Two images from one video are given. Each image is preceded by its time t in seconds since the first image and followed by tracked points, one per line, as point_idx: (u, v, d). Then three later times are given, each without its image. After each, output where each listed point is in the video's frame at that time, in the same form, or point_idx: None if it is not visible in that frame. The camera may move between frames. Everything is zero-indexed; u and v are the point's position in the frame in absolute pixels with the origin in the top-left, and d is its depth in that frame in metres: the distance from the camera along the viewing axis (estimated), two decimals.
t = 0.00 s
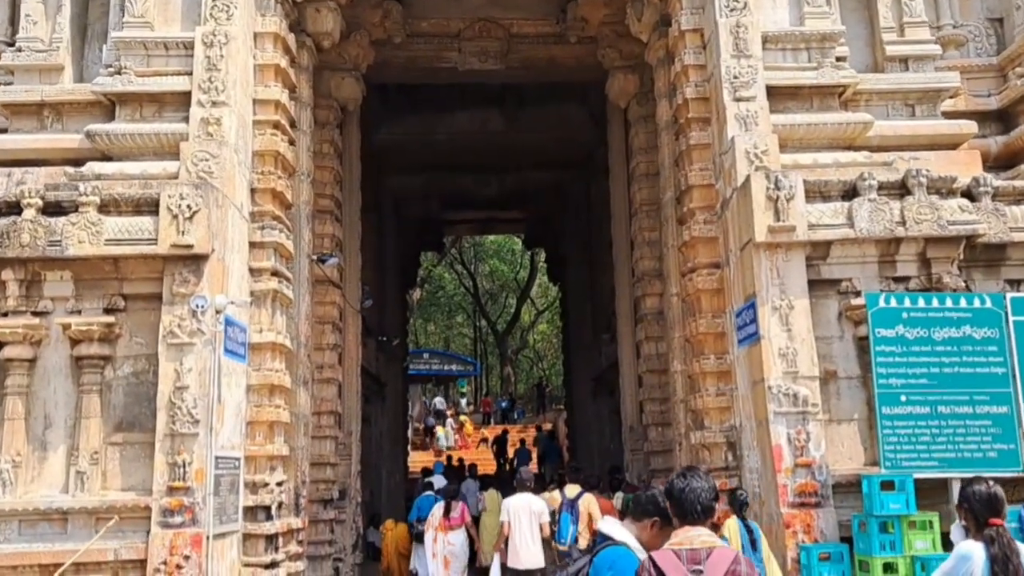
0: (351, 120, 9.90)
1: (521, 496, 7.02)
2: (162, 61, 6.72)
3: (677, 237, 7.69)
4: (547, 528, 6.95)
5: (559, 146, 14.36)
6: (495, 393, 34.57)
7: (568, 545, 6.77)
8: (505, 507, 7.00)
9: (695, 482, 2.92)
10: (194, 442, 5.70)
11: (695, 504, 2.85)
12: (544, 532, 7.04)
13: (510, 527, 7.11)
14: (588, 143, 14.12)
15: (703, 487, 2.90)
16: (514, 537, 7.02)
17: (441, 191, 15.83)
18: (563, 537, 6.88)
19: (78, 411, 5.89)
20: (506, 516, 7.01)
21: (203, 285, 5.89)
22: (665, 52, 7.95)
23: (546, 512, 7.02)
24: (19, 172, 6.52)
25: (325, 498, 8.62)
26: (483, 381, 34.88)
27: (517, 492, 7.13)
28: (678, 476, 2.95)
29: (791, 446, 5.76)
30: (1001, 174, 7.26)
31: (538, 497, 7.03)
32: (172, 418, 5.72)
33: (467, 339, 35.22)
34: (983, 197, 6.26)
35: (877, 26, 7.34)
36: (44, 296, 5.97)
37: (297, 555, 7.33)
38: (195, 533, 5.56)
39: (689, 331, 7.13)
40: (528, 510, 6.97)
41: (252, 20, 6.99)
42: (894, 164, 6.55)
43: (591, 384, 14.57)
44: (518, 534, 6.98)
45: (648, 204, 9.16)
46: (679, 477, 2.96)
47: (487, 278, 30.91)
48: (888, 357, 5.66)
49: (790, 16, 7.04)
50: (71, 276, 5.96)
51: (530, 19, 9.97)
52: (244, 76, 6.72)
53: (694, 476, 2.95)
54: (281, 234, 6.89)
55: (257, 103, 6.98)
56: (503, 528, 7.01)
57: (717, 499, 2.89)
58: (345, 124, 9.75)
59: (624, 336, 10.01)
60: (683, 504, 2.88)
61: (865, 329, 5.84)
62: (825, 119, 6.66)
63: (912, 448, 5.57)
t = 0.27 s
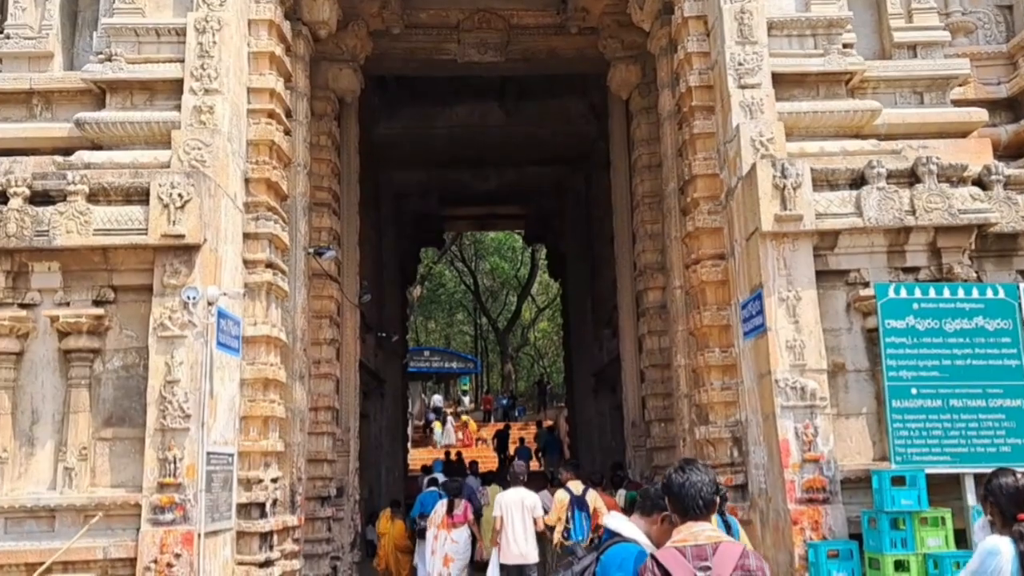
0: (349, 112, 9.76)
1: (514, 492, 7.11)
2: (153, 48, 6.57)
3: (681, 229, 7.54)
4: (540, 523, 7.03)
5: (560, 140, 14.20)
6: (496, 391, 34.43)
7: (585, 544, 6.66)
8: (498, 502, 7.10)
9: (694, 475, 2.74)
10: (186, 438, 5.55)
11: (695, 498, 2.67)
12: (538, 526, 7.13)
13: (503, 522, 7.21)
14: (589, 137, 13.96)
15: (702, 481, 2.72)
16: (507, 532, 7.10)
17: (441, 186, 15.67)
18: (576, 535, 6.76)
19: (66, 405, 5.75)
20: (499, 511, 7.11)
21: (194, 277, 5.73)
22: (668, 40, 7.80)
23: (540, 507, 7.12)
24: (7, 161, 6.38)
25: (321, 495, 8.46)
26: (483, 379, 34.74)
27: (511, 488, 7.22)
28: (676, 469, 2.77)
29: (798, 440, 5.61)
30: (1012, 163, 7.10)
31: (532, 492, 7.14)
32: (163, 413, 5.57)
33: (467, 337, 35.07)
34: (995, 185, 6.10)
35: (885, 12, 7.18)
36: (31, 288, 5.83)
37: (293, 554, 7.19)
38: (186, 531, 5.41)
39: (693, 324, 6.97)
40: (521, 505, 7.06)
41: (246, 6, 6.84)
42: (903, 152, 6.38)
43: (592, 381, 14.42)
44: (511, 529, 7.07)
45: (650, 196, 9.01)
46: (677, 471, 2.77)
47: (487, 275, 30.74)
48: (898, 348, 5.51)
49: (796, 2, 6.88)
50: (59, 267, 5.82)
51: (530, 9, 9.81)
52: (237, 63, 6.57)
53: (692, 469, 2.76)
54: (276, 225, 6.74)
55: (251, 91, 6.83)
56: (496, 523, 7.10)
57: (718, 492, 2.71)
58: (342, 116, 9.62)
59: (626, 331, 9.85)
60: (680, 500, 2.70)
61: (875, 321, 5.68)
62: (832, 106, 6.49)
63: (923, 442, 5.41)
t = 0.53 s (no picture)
0: (356, 105, 9.58)
1: (517, 495, 6.98)
2: (153, 36, 6.40)
3: (698, 223, 7.32)
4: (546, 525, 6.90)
5: (571, 134, 13.99)
6: (506, 390, 34.23)
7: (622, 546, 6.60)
8: (502, 505, 6.95)
9: (715, 484, 2.52)
10: (185, 437, 5.36)
11: (716, 509, 2.45)
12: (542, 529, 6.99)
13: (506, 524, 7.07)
14: (600, 131, 13.74)
15: (725, 490, 2.50)
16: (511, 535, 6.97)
17: (450, 182, 15.47)
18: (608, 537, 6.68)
19: (62, 403, 5.58)
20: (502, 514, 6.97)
21: (193, 271, 5.55)
22: (683, 29, 7.59)
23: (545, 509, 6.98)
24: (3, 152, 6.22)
25: (327, 496, 8.27)
26: (493, 378, 34.54)
27: (514, 491, 7.10)
28: (695, 479, 2.55)
29: (821, 442, 5.39)
30: None
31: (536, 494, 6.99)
32: (161, 411, 5.38)
33: (478, 336, 34.89)
34: None
35: None
36: (26, 283, 5.66)
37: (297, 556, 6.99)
38: (185, 534, 5.21)
39: (710, 322, 6.75)
40: (526, 508, 6.92)
41: None
42: (929, 142, 6.13)
43: (604, 379, 14.20)
44: (514, 531, 6.93)
45: (665, 190, 8.79)
46: (695, 480, 2.56)
47: (498, 273, 30.55)
48: (925, 346, 5.28)
49: None
50: (54, 261, 5.65)
51: None
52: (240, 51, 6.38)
53: (713, 477, 2.54)
54: (279, 218, 6.55)
55: (253, 81, 6.64)
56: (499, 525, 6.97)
57: (741, 502, 2.49)
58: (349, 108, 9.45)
59: (639, 328, 9.63)
60: (700, 511, 2.49)
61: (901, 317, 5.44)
62: (855, 94, 6.25)
63: (951, 444, 5.18)
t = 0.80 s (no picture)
0: (357, 94, 9.41)
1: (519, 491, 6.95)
2: (148, 20, 6.24)
3: (707, 214, 7.15)
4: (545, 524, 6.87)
5: (575, 127, 13.82)
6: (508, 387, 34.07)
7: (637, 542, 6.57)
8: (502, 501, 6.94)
9: (749, 478, 2.39)
10: (179, 431, 5.20)
11: (751, 505, 2.32)
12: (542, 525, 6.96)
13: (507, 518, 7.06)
14: (605, 124, 13.57)
15: (760, 485, 2.36)
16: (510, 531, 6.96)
17: (453, 176, 15.30)
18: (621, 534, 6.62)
19: (53, 396, 5.42)
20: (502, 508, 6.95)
21: (188, 260, 5.38)
22: (692, 15, 7.42)
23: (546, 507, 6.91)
24: None
25: (327, 492, 8.11)
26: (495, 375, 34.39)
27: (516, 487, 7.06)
28: (728, 471, 2.42)
29: (836, 437, 5.22)
30: None
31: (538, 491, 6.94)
32: (155, 404, 5.22)
33: (480, 332, 34.71)
34: None
35: None
36: (17, 272, 5.50)
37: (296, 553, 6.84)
38: (180, 530, 5.05)
39: (719, 314, 6.58)
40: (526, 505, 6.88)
41: None
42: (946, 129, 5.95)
43: (608, 375, 14.04)
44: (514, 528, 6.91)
45: (672, 181, 8.63)
46: (728, 473, 2.42)
47: (500, 270, 30.35)
48: (945, 338, 5.09)
49: None
50: (46, 249, 5.49)
51: None
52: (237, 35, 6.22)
53: (747, 470, 2.41)
54: (278, 207, 6.38)
55: (252, 66, 6.48)
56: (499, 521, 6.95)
57: (779, 497, 2.35)
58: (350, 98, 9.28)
59: (645, 323, 9.46)
60: (734, 506, 2.35)
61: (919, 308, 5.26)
62: (870, 80, 6.07)
63: (972, 438, 5.00)
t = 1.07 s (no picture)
0: (354, 77, 9.19)
1: (518, 480, 6.77)
2: None
3: (714, 198, 6.96)
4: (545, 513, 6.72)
5: (575, 113, 13.61)
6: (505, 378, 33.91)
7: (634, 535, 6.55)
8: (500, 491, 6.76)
9: (802, 468, 2.16)
10: (169, 419, 5.00)
11: (802, 500, 2.10)
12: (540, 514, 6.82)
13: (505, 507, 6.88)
14: (605, 110, 13.37)
15: (814, 477, 2.14)
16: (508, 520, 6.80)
17: (451, 164, 15.09)
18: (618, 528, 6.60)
19: (38, 383, 5.22)
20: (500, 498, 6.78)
21: (178, 241, 5.17)
22: None
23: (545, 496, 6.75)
24: None
25: (323, 483, 7.92)
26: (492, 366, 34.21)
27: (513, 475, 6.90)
28: (777, 460, 2.19)
29: (851, 427, 5.03)
30: None
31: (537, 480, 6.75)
32: (143, 391, 5.02)
33: (477, 323, 34.52)
34: None
35: None
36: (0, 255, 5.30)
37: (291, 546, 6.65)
38: (169, 523, 4.86)
39: (727, 300, 6.39)
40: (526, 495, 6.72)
41: None
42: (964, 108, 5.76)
43: (608, 365, 13.86)
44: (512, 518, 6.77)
45: (676, 166, 8.43)
46: (778, 461, 2.20)
47: (497, 260, 30.13)
48: (964, 324, 4.91)
49: None
50: (30, 231, 5.28)
51: None
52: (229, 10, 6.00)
53: (800, 459, 2.18)
54: (272, 189, 6.17)
55: (245, 43, 6.26)
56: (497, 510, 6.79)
57: (834, 491, 2.13)
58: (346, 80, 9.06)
59: (647, 311, 9.27)
60: (784, 499, 2.13)
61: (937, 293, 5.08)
62: (885, 59, 5.87)
63: (993, 428, 4.82)
